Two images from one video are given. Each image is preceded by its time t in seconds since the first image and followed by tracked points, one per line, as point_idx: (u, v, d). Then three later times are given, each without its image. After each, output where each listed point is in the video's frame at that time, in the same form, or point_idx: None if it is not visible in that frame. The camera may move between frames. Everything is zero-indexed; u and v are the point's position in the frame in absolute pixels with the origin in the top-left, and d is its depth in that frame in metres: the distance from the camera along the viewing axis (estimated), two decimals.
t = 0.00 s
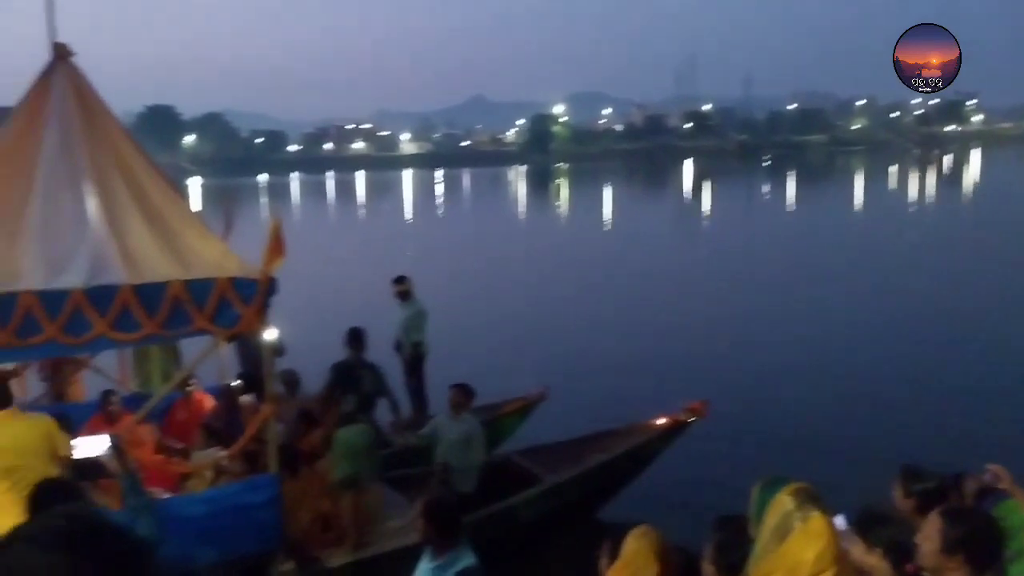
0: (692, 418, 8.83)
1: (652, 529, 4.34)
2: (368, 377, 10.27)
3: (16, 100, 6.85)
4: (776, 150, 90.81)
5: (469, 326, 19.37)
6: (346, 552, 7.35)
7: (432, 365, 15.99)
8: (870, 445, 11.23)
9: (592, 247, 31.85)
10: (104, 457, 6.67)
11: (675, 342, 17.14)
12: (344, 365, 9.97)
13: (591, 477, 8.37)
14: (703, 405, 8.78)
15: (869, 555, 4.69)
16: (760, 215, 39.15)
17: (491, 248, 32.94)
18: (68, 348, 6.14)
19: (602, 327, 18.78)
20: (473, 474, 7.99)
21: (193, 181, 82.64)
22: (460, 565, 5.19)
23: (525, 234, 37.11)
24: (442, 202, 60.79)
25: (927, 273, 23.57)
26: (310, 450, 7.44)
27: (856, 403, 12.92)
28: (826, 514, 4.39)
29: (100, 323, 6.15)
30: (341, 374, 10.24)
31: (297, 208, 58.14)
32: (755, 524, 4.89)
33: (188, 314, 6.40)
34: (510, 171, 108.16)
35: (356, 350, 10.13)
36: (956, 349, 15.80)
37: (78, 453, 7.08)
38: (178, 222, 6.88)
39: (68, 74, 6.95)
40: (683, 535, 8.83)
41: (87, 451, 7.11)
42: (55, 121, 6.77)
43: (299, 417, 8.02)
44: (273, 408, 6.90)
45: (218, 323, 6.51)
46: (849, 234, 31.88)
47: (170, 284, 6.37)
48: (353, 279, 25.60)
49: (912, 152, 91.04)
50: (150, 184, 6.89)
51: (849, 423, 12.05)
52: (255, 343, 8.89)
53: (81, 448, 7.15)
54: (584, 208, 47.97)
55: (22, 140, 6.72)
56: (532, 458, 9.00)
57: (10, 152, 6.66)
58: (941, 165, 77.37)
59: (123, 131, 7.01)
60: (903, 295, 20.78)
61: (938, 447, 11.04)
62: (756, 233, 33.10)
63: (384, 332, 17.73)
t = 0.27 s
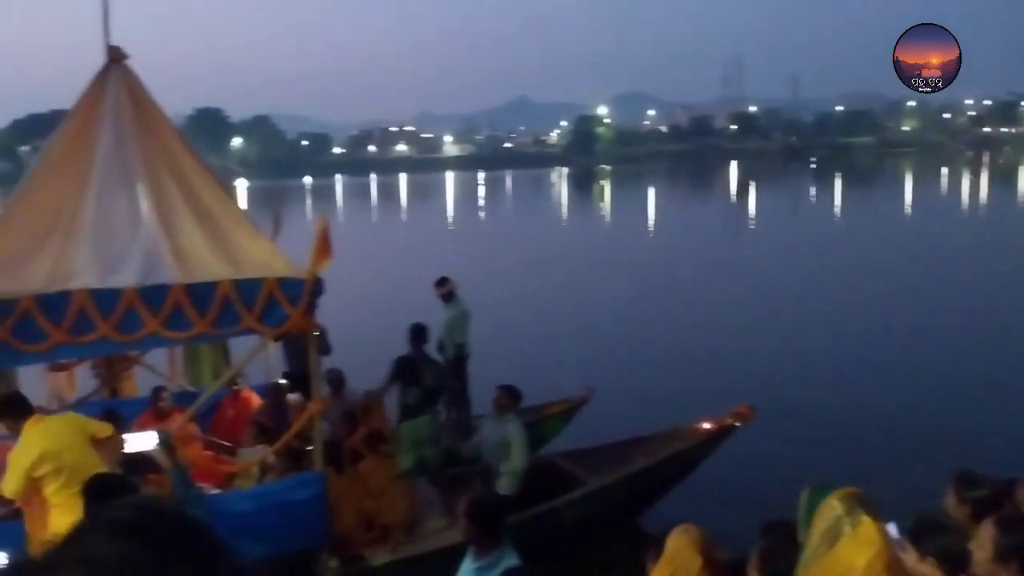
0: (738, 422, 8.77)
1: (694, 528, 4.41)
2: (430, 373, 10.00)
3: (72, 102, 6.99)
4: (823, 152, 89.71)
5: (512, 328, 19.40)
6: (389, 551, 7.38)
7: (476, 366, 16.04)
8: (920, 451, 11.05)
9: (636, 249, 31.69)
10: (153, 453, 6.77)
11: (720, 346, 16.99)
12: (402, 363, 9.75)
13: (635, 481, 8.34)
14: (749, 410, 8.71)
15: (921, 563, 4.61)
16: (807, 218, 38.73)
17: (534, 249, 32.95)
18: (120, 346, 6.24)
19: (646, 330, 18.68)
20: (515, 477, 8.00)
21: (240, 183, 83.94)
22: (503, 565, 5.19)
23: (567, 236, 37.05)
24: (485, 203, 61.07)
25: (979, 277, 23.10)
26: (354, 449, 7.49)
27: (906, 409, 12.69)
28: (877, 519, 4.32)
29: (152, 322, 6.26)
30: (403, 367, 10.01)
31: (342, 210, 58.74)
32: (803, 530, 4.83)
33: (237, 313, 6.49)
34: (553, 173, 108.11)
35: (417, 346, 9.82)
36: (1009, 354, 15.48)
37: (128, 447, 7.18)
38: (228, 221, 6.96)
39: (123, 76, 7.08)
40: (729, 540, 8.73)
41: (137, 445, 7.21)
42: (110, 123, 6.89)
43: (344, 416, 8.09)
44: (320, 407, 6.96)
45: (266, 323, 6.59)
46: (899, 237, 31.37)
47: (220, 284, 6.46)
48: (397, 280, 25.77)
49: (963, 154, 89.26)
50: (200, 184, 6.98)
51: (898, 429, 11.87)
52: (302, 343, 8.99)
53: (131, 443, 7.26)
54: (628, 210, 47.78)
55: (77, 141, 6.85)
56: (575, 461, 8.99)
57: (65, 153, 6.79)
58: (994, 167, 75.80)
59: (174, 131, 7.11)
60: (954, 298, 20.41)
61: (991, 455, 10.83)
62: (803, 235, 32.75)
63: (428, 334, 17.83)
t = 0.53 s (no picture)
0: (767, 425, 8.73)
1: (726, 529, 4.36)
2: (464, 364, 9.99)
3: (105, 102, 7.04)
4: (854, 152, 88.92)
5: (540, 328, 19.40)
6: (416, 550, 7.39)
7: (503, 366, 16.05)
8: (951, 455, 10.93)
9: (664, 250, 31.57)
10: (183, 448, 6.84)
11: (749, 348, 16.88)
12: (435, 354, 9.80)
13: (664, 483, 8.31)
14: (779, 412, 8.66)
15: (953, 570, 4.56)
16: (837, 219, 38.44)
17: (561, 250, 32.92)
18: (153, 345, 6.30)
19: (674, 331, 18.61)
20: (540, 479, 7.97)
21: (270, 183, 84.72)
22: (530, 566, 5.18)
23: (595, 236, 36.99)
24: (513, 203, 61.28)
25: (1012, 279, 22.75)
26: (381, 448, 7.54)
27: (939, 413, 12.54)
28: (911, 526, 4.25)
29: (184, 321, 6.32)
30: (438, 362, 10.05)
31: (370, 210, 59.10)
32: (834, 536, 4.76)
33: (267, 313, 6.57)
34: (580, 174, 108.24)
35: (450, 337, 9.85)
36: None
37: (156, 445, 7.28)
38: (258, 221, 7.02)
39: (155, 76, 7.14)
40: (759, 544, 8.67)
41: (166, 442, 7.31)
42: (143, 123, 6.95)
43: (371, 416, 8.15)
44: (347, 406, 7.02)
45: (295, 323, 6.67)
46: (931, 238, 31.01)
47: (251, 284, 6.54)
48: (425, 280, 25.87)
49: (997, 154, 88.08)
50: (231, 184, 7.04)
51: (929, 432, 11.76)
52: (330, 343, 9.08)
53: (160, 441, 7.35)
54: (656, 211, 47.61)
55: (111, 142, 6.90)
56: (603, 461, 8.97)
57: (99, 154, 6.84)
58: None
59: (206, 132, 7.17)
60: (986, 300, 20.16)
61: None
62: (833, 236, 32.49)
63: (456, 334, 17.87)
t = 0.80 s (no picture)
0: (795, 429, 8.69)
1: (754, 535, 4.33)
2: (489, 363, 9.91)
3: (136, 103, 7.09)
4: (882, 153, 88.07)
5: (566, 329, 19.37)
6: (440, 551, 7.39)
7: (529, 368, 16.03)
8: (985, 461, 10.78)
9: (690, 251, 31.43)
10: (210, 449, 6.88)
11: (778, 350, 16.75)
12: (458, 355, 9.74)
13: (692, 486, 8.29)
14: (807, 417, 8.62)
15: None
16: (865, 220, 38.09)
17: (587, 250, 32.87)
18: (182, 345, 6.35)
19: (701, 333, 18.52)
20: (565, 480, 7.97)
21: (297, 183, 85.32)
22: (557, 568, 5.16)
23: (621, 237, 36.89)
24: (538, 203, 61.27)
25: None
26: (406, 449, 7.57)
27: (971, 417, 12.38)
28: (942, 533, 4.18)
29: (213, 322, 6.38)
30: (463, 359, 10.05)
31: (397, 210, 59.38)
32: (862, 542, 4.69)
33: (295, 313, 6.62)
34: (605, 174, 108.00)
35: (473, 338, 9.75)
36: None
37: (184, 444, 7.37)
38: (286, 221, 7.07)
39: (186, 77, 7.19)
40: (787, 549, 8.60)
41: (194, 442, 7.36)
42: (174, 123, 7.00)
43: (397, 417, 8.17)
44: (373, 407, 7.06)
45: (323, 323, 6.72)
46: (962, 241, 30.66)
47: (279, 285, 6.60)
48: (451, 280, 25.92)
49: None
50: (260, 184, 7.09)
51: (961, 438, 11.61)
52: (356, 342, 9.11)
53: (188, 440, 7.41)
54: (682, 211, 47.41)
55: (142, 142, 6.95)
56: (629, 465, 8.95)
57: (130, 154, 6.89)
58: None
59: (235, 132, 7.22)
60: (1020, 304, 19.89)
61: None
62: (862, 238, 32.20)
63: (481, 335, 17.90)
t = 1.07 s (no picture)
0: (819, 432, 8.63)
1: (778, 539, 4.29)
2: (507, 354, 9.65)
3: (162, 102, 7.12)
4: (907, 152, 87.30)
5: (589, 329, 19.32)
6: (461, 551, 7.37)
7: (551, 368, 16.00)
8: (1012, 465, 10.65)
9: (712, 251, 31.28)
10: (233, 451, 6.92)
11: (802, 351, 16.64)
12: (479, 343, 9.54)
13: (714, 488, 8.25)
14: (832, 420, 8.57)
15: None
16: (890, 220, 37.78)
17: (609, 250, 32.78)
18: (206, 345, 6.40)
19: (725, 334, 18.41)
20: (590, 479, 7.95)
21: (319, 182, 85.69)
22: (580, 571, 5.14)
23: (643, 237, 36.76)
24: (560, 203, 61.29)
25: None
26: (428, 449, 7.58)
27: (1001, 420, 12.22)
28: (972, 538, 4.12)
29: (237, 321, 6.41)
30: (482, 350, 9.87)
31: (419, 209, 59.59)
32: (890, 549, 4.64)
33: (318, 314, 6.64)
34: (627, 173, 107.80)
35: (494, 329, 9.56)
36: None
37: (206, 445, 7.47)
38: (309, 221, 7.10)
39: (211, 76, 7.21)
40: (811, 553, 8.52)
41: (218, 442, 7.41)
42: (199, 123, 7.03)
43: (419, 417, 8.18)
44: (395, 408, 7.08)
45: (345, 324, 6.74)
46: (989, 240, 30.34)
47: (302, 286, 6.63)
48: (473, 280, 25.93)
49: None
50: (284, 183, 7.12)
51: (988, 441, 11.48)
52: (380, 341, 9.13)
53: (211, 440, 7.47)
54: (705, 211, 47.19)
55: (167, 141, 6.99)
56: (651, 466, 8.92)
57: (155, 154, 6.93)
58: None
59: (259, 131, 7.24)
60: None
61: None
62: (887, 238, 31.94)
63: (504, 335, 17.88)
